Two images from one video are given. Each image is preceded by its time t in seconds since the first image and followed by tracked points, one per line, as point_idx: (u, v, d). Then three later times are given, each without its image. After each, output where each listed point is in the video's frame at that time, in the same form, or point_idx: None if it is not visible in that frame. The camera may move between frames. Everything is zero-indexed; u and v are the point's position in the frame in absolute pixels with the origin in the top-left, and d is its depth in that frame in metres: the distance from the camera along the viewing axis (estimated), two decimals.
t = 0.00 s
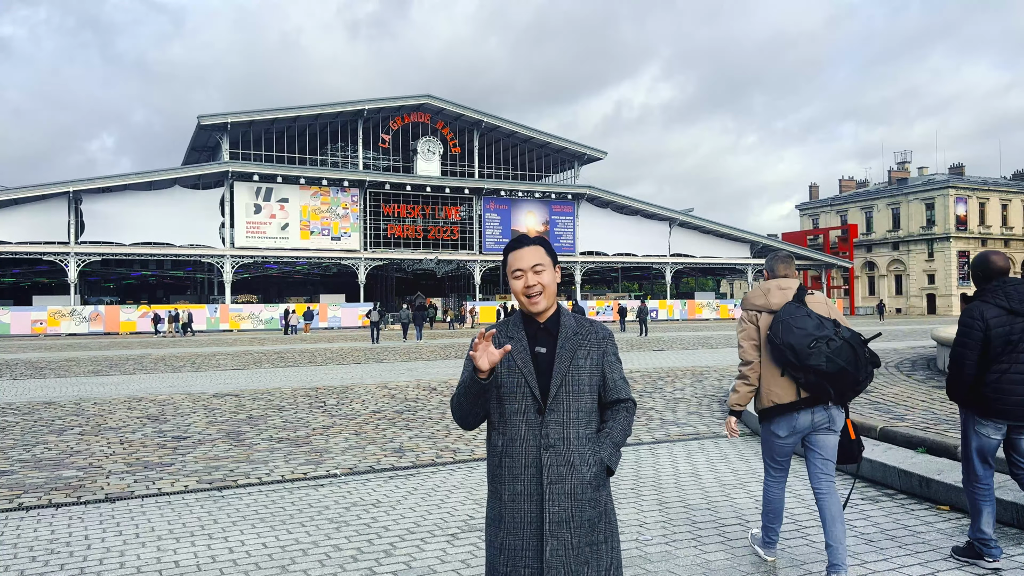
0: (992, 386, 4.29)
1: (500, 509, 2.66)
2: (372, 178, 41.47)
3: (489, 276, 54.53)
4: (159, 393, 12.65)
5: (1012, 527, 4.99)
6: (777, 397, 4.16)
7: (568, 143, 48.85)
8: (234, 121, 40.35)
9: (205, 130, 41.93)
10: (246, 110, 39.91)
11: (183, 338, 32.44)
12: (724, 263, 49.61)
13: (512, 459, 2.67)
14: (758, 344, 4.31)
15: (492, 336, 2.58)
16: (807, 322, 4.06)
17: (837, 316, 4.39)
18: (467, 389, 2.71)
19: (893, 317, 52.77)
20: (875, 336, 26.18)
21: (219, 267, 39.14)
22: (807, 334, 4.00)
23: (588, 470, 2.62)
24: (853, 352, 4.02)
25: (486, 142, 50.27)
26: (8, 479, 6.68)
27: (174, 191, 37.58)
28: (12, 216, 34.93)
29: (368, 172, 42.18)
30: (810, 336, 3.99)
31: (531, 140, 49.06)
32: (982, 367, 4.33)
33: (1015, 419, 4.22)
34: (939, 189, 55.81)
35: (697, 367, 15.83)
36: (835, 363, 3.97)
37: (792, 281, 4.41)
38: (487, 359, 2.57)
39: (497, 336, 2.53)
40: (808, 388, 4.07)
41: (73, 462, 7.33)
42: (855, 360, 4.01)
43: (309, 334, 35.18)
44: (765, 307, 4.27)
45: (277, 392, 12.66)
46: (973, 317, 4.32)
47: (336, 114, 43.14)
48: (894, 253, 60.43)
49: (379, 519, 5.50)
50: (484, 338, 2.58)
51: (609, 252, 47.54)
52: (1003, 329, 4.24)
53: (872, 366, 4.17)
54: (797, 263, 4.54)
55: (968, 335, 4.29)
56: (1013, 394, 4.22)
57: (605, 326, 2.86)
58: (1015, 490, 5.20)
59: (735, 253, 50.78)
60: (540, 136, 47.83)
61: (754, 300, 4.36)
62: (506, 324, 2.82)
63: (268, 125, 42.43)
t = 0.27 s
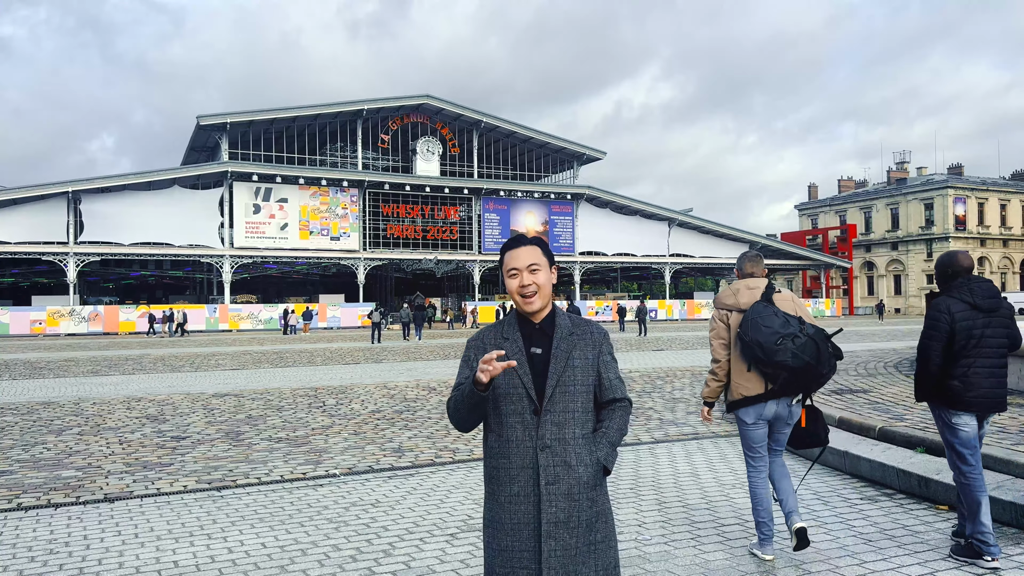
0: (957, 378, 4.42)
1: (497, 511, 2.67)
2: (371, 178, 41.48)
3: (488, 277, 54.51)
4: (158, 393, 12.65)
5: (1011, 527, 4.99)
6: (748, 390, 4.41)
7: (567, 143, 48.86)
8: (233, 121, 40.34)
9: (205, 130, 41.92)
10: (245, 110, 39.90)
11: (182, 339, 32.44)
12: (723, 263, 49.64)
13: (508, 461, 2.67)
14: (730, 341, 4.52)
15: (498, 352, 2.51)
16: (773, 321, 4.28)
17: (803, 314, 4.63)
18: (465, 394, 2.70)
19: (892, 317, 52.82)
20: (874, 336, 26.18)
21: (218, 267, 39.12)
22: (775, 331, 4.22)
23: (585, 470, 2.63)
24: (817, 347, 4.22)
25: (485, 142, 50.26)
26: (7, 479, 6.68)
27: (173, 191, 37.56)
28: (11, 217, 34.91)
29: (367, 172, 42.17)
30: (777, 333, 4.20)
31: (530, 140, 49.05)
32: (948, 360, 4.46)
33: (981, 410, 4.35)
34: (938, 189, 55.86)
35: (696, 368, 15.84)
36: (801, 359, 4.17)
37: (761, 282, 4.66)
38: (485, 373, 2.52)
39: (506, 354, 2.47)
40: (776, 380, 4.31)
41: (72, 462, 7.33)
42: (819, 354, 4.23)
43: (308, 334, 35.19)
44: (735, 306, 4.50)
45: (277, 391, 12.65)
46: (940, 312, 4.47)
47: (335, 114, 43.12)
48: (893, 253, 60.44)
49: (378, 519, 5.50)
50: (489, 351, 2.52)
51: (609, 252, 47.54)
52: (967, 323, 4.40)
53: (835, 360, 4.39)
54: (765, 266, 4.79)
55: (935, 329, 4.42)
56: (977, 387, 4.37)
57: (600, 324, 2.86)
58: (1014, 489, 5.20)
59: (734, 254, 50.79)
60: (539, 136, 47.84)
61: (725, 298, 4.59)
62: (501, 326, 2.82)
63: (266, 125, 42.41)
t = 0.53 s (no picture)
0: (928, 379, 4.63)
1: (494, 511, 2.66)
2: (370, 178, 41.48)
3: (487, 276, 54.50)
4: (158, 392, 12.65)
5: (1011, 526, 5.00)
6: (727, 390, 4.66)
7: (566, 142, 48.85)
8: (232, 121, 40.31)
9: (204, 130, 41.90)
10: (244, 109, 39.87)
11: (181, 338, 32.42)
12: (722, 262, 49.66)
13: (505, 461, 2.66)
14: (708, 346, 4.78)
15: (491, 365, 2.52)
16: (747, 326, 4.53)
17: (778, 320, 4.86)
18: (463, 393, 2.67)
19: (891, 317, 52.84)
20: (873, 335, 26.19)
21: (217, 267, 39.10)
22: (748, 336, 4.47)
23: (582, 470, 2.64)
24: (788, 350, 4.46)
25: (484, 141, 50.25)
26: (6, 479, 6.67)
27: (171, 191, 37.52)
28: (9, 216, 34.87)
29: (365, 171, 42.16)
30: (750, 338, 4.45)
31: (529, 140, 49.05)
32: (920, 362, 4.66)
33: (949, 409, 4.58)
34: (937, 189, 55.91)
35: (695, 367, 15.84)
36: (771, 361, 4.43)
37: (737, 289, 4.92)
38: (481, 384, 2.52)
39: (498, 372, 2.48)
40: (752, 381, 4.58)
41: (71, 462, 7.32)
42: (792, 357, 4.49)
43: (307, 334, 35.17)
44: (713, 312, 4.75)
45: (276, 391, 12.64)
46: (912, 316, 4.68)
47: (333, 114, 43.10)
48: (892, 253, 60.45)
49: (378, 518, 5.50)
50: (481, 366, 2.53)
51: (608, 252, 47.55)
52: (938, 326, 4.60)
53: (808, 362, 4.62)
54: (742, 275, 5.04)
55: (908, 333, 4.63)
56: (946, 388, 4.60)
57: (595, 324, 2.86)
58: (1012, 489, 5.21)
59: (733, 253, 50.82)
60: (538, 135, 47.85)
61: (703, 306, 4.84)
62: (499, 325, 2.82)
63: (265, 125, 42.39)
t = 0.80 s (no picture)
0: (900, 368, 4.94)
1: (491, 511, 2.65)
2: (369, 177, 41.45)
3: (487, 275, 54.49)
4: (156, 392, 12.62)
5: (1009, 526, 5.00)
6: (704, 379, 5.07)
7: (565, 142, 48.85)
8: (231, 120, 40.27)
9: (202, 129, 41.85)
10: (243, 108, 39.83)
11: (180, 338, 32.40)
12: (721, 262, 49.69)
13: (502, 461, 2.66)
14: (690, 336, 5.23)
15: (491, 367, 2.50)
16: (725, 321, 4.92)
17: (758, 315, 5.26)
18: (462, 392, 2.65)
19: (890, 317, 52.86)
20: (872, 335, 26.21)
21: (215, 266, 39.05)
22: (722, 330, 4.86)
23: (580, 470, 2.64)
24: (760, 345, 4.83)
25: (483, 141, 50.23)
26: (5, 479, 6.66)
27: (170, 190, 37.48)
28: (7, 216, 34.82)
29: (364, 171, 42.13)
30: (724, 332, 4.85)
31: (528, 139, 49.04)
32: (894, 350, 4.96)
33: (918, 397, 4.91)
34: (936, 189, 55.95)
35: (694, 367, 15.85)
36: (744, 354, 4.80)
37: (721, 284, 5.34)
38: (483, 385, 2.50)
39: (498, 374, 2.46)
40: (724, 370, 5.01)
41: (70, 461, 7.31)
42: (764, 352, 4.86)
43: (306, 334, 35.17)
44: (695, 306, 5.15)
45: (275, 391, 12.61)
46: (888, 308, 4.96)
47: (332, 113, 43.07)
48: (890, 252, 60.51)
49: (377, 518, 5.48)
50: (483, 367, 2.51)
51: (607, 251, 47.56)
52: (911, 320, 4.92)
53: (781, 355, 5.00)
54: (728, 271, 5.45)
55: (885, 323, 4.93)
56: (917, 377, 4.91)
57: (593, 324, 2.86)
58: (1011, 488, 5.21)
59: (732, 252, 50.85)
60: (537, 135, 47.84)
61: (688, 299, 5.28)
62: (496, 324, 2.80)
63: (264, 124, 42.36)
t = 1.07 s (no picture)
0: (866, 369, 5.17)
1: (489, 508, 2.65)
2: (368, 176, 41.42)
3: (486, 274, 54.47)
4: (154, 391, 12.61)
5: (1007, 524, 5.01)
6: (690, 375, 5.41)
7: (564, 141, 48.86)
8: (230, 119, 40.25)
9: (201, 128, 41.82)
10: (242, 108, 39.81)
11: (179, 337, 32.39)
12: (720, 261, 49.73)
13: (502, 459, 2.66)
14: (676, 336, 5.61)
15: (501, 336, 2.46)
16: (709, 319, 5.29)
17: (741, 315, 5.66)
18: (463, 389, 2.63)
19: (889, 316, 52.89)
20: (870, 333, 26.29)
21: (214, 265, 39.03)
22: (705, 326, 5.24)
23: (580, 468, 2.65)
24: (741, 340, 5.19)
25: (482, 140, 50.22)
26: (4, 478, 6.67)
27: (169, 189, 37.46)
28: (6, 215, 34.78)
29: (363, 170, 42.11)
30: (708, 327, 5.21)
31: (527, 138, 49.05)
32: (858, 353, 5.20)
33: (885, 396, 5.10)
34: (935, 188, 55.96)
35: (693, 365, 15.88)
36: (726, 348, 5.16)
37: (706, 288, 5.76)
38: (493, 355, 2.45)
39: (509, 341, 2.42)
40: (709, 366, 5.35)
41: (69, 460, 7.31)
42: (747, 346, 5.23)
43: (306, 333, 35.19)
44: (681, 306, 5.55)
45: (274, 390, 12.61)
46: (849, 316, 5.22)
47: (331, 112, 43.07)
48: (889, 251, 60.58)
49: (376, 517, 5.50)
50: (493, 336, 2.46)
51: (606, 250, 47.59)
52: (873, 323, 5.16)
53: (763, 351, 5.37)
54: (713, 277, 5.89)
55: (848, 328, 5.17)
56: (883, 376, 5.11)
57: (591, 324, 2.87)
58: (1009, 487, 5.22)
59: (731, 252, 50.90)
60: (536, 134, 47.83)
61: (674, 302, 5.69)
62: (495, 321, 2.80)
63: (263, 123, 42.36)
